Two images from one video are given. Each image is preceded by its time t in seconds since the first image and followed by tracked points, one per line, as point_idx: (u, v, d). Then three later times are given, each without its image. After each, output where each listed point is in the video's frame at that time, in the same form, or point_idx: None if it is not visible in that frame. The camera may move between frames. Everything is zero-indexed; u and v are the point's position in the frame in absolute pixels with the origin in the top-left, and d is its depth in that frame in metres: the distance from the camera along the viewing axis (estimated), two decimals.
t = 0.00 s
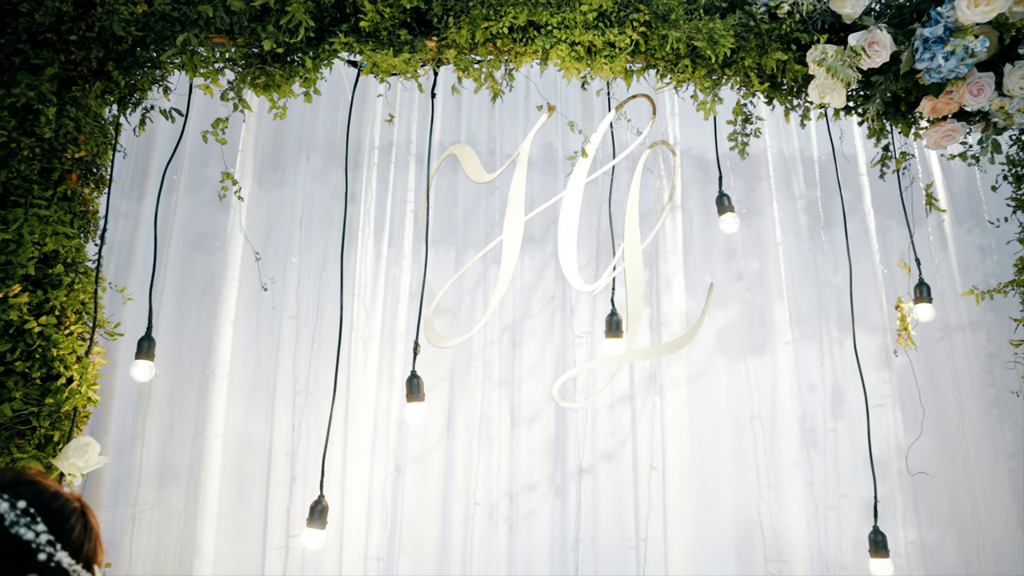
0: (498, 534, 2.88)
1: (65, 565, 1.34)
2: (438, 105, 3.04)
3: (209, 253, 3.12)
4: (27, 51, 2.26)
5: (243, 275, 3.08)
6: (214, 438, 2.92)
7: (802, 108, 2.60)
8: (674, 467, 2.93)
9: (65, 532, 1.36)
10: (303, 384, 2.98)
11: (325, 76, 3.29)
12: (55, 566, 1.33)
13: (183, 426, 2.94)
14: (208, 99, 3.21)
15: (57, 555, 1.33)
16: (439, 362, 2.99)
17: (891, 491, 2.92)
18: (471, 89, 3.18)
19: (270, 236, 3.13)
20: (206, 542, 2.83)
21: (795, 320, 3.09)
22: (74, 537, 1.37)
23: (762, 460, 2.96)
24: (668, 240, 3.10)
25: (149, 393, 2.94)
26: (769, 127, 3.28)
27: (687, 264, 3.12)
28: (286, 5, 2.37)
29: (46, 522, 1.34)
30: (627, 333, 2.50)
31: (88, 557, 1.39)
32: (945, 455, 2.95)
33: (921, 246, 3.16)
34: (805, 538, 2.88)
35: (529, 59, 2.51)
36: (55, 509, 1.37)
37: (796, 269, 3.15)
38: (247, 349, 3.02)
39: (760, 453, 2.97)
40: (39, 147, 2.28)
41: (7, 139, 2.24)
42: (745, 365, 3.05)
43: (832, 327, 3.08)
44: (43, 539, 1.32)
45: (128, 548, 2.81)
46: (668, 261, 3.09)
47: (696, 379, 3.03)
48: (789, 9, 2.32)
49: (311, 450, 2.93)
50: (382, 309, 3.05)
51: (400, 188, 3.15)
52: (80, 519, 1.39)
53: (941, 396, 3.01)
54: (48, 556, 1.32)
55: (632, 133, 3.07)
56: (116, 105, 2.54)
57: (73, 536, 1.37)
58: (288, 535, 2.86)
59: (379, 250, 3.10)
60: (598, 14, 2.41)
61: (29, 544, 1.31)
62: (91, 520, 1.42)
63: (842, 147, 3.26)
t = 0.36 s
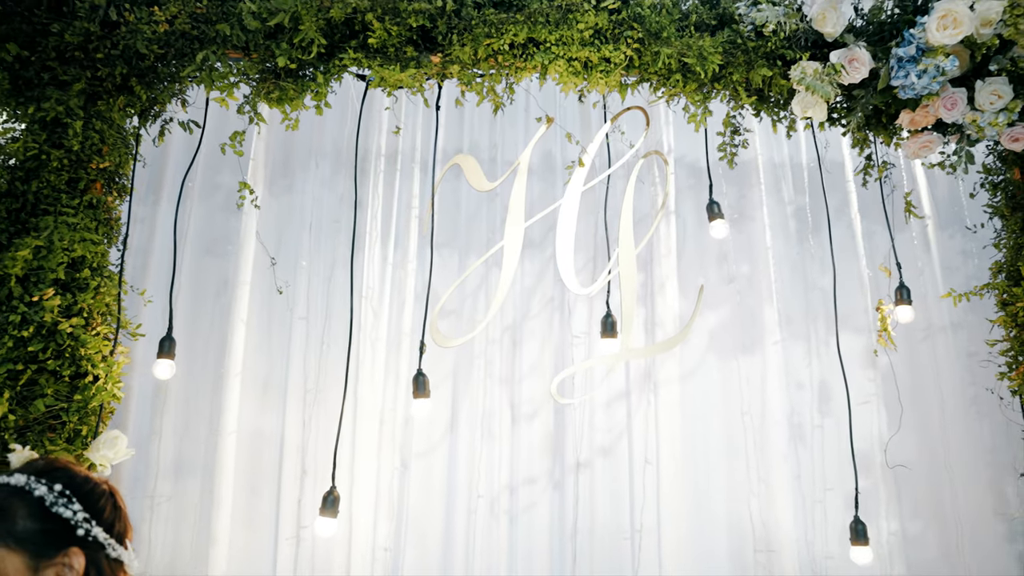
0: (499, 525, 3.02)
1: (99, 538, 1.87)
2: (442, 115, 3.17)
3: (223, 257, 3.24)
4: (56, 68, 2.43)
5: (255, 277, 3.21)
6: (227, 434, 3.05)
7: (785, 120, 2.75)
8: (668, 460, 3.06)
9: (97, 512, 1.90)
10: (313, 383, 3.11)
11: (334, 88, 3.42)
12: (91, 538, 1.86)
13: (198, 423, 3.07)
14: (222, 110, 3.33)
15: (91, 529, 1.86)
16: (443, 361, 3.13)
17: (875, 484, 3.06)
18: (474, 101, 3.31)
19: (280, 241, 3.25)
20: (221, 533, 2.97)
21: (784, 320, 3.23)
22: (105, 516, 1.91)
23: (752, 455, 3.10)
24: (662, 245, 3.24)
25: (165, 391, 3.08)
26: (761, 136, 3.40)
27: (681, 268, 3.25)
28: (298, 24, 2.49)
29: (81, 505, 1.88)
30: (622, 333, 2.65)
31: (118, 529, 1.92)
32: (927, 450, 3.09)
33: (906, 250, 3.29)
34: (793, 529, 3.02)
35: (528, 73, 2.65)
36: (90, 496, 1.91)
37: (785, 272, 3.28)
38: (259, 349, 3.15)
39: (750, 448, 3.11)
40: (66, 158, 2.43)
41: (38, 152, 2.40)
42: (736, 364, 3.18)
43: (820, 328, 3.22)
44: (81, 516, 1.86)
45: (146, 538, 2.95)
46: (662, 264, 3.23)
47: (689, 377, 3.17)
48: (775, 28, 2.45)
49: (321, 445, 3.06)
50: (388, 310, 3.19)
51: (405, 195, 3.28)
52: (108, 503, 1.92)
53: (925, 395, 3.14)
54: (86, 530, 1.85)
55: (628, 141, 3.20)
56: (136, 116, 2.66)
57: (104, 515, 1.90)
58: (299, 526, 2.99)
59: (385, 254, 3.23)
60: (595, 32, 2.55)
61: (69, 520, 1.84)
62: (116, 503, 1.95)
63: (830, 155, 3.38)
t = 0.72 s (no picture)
0: (501, 516, 3.17)
1: (117, 514, 1.98)
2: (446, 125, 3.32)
3: (237, 260, 3.39)
4: (84, 83, 2.61)
5: (267, 279, 3.35)
6: (241, 429, 3.19)
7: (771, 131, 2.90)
8: (661, 454, 3.21)
9: (114, 493, 2.01)
10: (323, 381, 3.26)
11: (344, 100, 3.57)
12: (111, 516, 1.97)
13: (213, 418, 3.22)
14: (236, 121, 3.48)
15: (109, 507, 1.97)
16: (447, 360, 3.28)
17: (858, 477, 3.21)
18: (476, 112, 3.46)
19: (291, 245, 3.39)
20: (236, 523, 3.11)
21: (772, 321, 3.37)
22: (121, 495, 2.02)
23: (742, 449, 3.24)
24: (656, 248, 3.38)
25: (182, 388, 3.22)
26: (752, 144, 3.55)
27: (674, 271, 3.39)
28: (311, 42, 2.63)
29: (99, 488, 2.00)
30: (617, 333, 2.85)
31: (134, 506, 2.03)
32: (908, 445, 3.23)
33: (890, 253, 3.43)
34: (780, 520, 3.17)
35: (528, 87, 2.79)
36: (106, 479, 2.03)
37: (774, 275, 3.42)
38: (271, 348, 3.29)
39: (740, 443, 3.25)
40: (93, 168, 2.59)
41: (67, 162, 2.56)
42: (727, 362, 3.33)
43: (807, 328, 3.36)
44: (99, 498, 1.98)
45: (165, 528, 3.10)
46: (656, 267, 3.38)
47: (682, 375, 3.32)
48: (760, 45, 2.61)
49: (330, 440, 3.21)
50: (394, 311, 3.34)
51: (410, 201, 3.43)
52: (125, 484, 2.04)
53: (907, 392, 3.29)
54: (105, 509, 1.97)
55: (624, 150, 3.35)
56: (158, 127, 2.81)
57: (121, 495, 2.01)
58: (310, 516, 3.14)
59: (391, 257, 3.38)
60: (591, 47, 2.69)
61: (88, 502, 1.96)
62: (133, 484, 2.08)
63: (818, 162, 3.53)
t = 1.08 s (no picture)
0: (503, 507, 3.33)
1: (148, 496, 2.08)
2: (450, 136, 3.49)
3: (251, 264, 3.55)
4: (111, 98, 2.77)
5: (279, 282, 3.51)
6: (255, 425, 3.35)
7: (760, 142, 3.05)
8: (655, 449, 3.38)
9: (143, 478, 2.11)
10: (333, 379, 3.42)
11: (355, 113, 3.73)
12: (142, 498, 2.06)
13: (229, 414, 3.39)
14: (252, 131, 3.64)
15: (141, 490, 2.06)
16: (452, 359, 3.44)
17: (842, 470, 3.38)
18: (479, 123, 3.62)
19: (303, 250, 3.55)
20: (251, 513, 3.28)
21: (761, 322, 3.53)
22: (150, 480, 2.12)
23: (733, 444, 3.41)
24: (650, 253, 3.55)
25: (199, 385, 3.38)
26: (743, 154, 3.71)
27: (668, 274, 3.56)
28: (325, 59, 2.80)
29: (130, 474, 2.08)
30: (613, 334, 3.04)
31: (162, 489, 2.14)
32: (890, 439, 3.40)
33: (875, 257, 3.59)
34: (768, 511, 3.34)
35: (528, 101, 2.95)
36: (134, 466, 2.11)
37: (764, 278, 3.58)
38: (283, 348, 3.46)
39: (731, 438, 3.41)
40: (120, 178, 2.75)
41: (97, 173, 2.73)
42: (718, 361, 3.49)
43: (794, 329, 3.52)
44: (131, 482, 2.06)
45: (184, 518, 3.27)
46: (651, 270, 3.54)
47: (675, 373, 3.48)
48: (746, 64, 2.76)
49: (340, 435, 3.37)
50: (401, 312, 3.50)
51: (416, 207, 3.59)
52: (152, 471, 2.14)
53: (890, 389, 3.46)
54: (137, 492, 2.06)
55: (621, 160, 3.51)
56: (179, 139, 2.97)
57: (150, 479, 2.11)
58: (321, 507, 3.30)
59: (397, 261, 3.54)
60: (588, 65, 2.85)
61: (121, 486, 2.04)
62: (159, 471, 2.17)
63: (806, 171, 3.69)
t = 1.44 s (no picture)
0: (504, 496, 3.52)
1: (168, 478, 2.07)
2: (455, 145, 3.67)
3: (264, 265, 3.74)
4: (136, 110, 2.95)
5: (292, 282, 3.69)
6: (269, 418, 3.54)
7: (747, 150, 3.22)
8: (648, 440, 3.57)
9: (162, 462, 2.10)
10: (343, 375, 3.60)
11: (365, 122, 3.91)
12: (162, 480, 2.05)
13: (244, 407, 3.58)
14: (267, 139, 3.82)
15: (161, 472, 2.06)
16: (456, 355, 3.63)
17: (825, 461, 3.57)
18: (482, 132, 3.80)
19: (314, 251, 3.73)
20: (265, 501, 3.47)
21: (750, 320, 3.72)
22: (168, 464, 2.11)
23: (722, 436, 3.60)
24: (645, 255, 3.74)
25: (216, 380, 3.57)
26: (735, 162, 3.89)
27: (661, 275, 3.74)
28: (337, 74, 2.98)
29: (149, 459, 2.08)
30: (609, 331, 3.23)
31: (181, 471, 2.12)
32: (871, 431, 3.59)
33: (858, 259, 3.76)
34: (754, 498, 3.53)
35: (529, 113, 3.12)
36: (152, 452, 2.11)
37: (752, 279, 3.76)
38: (295, 345, 3.64)
39: (720, 430, 3.61)
40: (147, 185, 2.94)
41: (125, 181, 2.91)
42: (708, 358, 3.68)
43: (781, 327, 3.70)
44: (151, 466, 2.06)
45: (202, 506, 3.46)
46: (645, 272, 3.73)
47: (668, 369, 3.67)
48: (732, 80, 2.93)
49: (350, 427, 3.55)
50: (408, 311, 3.68)
51: (422, 212, 3.78)
52: (170, 455, 2.13)
53: (872, 384, 3.64)
54: (156, 474, 2.05)
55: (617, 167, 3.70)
56: (199, 148, 3.14)
57: (168, 462, 2.10)
58: (333, 496, 3.49)
59: (404, 263, 3.73)
60: (584, 78, 3.03)
61: (142, 470, 2.04)
62: (177, 456, 2.17)
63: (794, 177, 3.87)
